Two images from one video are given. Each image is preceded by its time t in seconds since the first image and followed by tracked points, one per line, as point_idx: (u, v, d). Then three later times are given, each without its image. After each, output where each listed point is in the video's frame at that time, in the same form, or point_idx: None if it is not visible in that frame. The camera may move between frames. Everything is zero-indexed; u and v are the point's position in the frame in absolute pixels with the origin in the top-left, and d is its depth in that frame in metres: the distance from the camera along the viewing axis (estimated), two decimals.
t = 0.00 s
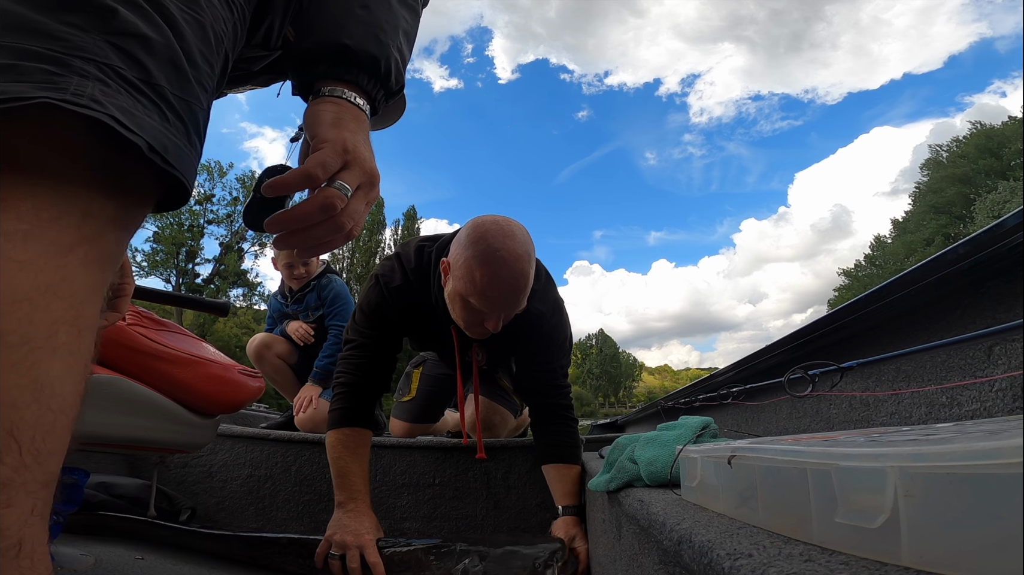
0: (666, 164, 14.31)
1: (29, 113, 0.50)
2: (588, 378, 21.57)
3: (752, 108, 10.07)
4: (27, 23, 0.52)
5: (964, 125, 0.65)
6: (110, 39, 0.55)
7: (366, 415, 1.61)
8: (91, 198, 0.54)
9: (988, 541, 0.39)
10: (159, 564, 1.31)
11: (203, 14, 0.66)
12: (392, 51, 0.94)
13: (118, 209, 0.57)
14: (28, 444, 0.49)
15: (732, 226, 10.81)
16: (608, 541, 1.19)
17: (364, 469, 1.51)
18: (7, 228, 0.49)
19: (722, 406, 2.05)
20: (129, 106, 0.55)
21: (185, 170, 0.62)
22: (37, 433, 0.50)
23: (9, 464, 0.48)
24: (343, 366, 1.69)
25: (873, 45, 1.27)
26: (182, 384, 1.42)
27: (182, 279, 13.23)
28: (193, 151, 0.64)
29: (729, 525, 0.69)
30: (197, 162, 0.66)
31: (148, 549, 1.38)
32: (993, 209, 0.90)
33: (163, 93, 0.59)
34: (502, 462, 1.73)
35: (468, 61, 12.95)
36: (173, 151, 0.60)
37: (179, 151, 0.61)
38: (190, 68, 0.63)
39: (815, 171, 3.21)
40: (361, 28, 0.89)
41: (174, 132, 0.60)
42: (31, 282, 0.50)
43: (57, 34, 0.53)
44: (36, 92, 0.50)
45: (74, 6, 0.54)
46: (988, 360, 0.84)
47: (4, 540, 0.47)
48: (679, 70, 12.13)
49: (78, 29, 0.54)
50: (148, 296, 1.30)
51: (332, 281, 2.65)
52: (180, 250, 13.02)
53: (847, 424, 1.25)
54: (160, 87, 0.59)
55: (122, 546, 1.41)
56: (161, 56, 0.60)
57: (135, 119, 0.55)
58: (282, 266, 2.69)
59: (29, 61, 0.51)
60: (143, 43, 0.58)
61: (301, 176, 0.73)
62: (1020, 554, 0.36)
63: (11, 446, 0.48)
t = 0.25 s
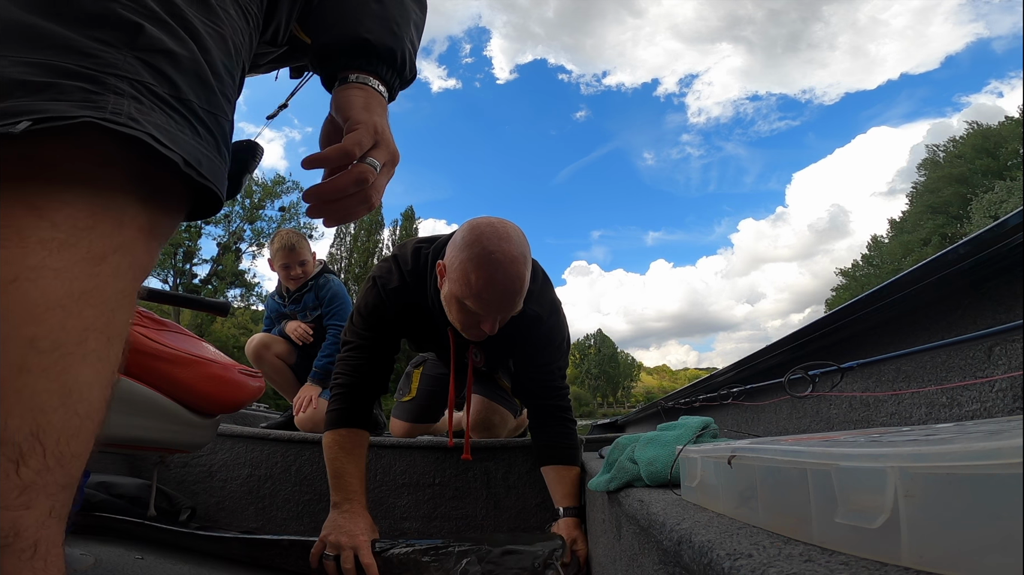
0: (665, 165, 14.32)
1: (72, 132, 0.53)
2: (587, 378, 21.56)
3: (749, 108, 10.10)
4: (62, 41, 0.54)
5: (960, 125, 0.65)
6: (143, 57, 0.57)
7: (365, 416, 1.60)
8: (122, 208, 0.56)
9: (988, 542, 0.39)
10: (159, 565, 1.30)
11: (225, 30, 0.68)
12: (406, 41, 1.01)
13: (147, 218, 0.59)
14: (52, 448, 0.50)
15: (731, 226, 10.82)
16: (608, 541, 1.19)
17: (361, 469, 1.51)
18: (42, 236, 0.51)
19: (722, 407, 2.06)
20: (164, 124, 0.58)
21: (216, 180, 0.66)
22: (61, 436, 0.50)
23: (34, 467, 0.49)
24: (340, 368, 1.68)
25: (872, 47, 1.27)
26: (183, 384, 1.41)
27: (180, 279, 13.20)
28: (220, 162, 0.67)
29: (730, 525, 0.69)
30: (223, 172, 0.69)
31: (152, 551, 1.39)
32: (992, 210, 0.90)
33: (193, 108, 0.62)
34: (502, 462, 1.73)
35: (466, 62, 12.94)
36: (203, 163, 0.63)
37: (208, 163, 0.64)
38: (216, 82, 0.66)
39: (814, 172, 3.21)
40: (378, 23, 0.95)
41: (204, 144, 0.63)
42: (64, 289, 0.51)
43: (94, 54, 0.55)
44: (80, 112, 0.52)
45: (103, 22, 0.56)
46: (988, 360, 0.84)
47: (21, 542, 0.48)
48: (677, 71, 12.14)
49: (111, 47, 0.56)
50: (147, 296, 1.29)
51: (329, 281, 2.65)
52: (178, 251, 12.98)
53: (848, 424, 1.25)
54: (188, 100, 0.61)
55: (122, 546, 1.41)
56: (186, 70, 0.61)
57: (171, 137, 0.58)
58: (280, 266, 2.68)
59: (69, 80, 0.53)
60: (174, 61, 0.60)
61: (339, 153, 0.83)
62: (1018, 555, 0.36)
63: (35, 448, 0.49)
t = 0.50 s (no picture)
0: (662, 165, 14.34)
1: (141, 166, 0.55)
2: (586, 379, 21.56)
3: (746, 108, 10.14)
4: (128, 75, 0.56)
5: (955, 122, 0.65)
6: (199, 93, 0.61)
7: (365, 414, 1.60)
8: (167, 230, 0.59)
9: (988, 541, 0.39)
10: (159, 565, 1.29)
11: (265, 61, 0.72)
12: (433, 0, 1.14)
13: (187, 238, 0.62)
14: (92, 452, 0.51)
15: (729, 225, 10.82)
16: (607, 541, 1.18)
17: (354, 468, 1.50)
18: (101, 259, 0.53)
19: (722, 406, 2.06)
20: (221, 158, 0.62)
21: (258, 204, 0.70)
22: (100, 440, 0.51)
23: (76, 468, 0.49)
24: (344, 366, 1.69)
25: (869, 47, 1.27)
26: (183, 384, 1.41)
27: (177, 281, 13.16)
28: (259, 186, 0.71)
29: (729, 525, 0.68)
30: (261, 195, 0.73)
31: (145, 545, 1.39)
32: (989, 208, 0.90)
33: (241, 140, 0.66)
34: (501, 462, 1.72)
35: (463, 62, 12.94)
36: (249, 190, 0.68)
37: (252, 188, 0.68)
38: (257, 113, 0.70)
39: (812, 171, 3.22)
40: None
41: (251, 173, 0.68)
42: (116, 306, 0.53)
43: (157, 89, 0.57)
44: (151, 147, 0.55)
45: (164, 58, 0.58)
46: (988, 360, 0.84)
47: (55, 542, 0.47)
48: (674, 71, 12.16)
49: (170, 82, 0.59)
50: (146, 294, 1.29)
51: (328, 281, 2.64)
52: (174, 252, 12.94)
53: (848, 424, 1.25)
54: (238, 133, 0.65)
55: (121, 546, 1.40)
56: (235, 105, 0.65)
57: (226, 170, 0.63)
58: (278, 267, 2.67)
59: (138, 115, 0.55)
60: (227, 96, 0.64)
61: (404, 78, 0.97)
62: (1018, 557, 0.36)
63: (78, 452, 0.49)
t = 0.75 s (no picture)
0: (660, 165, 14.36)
1: (179, 182, 0.57)
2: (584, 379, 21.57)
3: (743, 107, 10.17)
4: (169, 94, 0.58)
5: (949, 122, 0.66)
6: (230, 112, 0.63)
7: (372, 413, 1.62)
8: (184, 238, 0.58)
9: (986, 541, 0.39)
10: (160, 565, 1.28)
11: (289, 82, 0.75)
12: None
13: (203, 246, 0.61)
14: (113, 453, 0.49)
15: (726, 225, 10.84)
16: (607, 541, 1.18)
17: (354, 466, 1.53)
18: (121, 265, 0.52)
19: (722, 406, 2.06)
20: (249, 176, 0.64)
21: (281, 219, 0.71)
22: (120, 443, 0.49)
23: (96, 469, 0.47)
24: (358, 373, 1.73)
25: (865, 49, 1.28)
26: (184, 383, 1.40)
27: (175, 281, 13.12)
28: (283, 203, 0.73)
29: (728, 525, 0.68)
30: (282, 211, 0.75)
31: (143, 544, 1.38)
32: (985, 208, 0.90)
33: (267, 158, 0.68)
34: (501, 462, 1.72)
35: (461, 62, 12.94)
36: (274, 206, 0.69)
37: (277, 205, 0.70)
38: (283, 133, 0.72)
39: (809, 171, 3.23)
40: None
41: (275, 191, 0.70)
42: (137, 312, 0.51)
43: (196, 108, 0.60)
44: (189, 164, 0.57)
45: (202, 79, 0.61)
46: (988, 360, 0.84)
47: (71, 542, 0.45)
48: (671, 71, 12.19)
49: (206, 101, 0.61)
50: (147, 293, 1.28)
51: (328, 282, 2.64)
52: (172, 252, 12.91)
53: (847, 424, 1.25)
54: (263, 152, 0.67)
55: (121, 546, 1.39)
56: (263, 124, 0.68)
57: (254, 188, 0.64)
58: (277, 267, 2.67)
59: (177, 133, 0.57)
60: (256, 115, 0.66)
61: (436, 56, 1.08)
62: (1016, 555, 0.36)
63: (99, 452, 0.47)
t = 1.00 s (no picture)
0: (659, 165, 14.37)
1: (193, 191, 0.57)
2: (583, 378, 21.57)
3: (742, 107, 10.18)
4: (184, 103, 0.58)
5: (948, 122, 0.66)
6: (242, 121, 0.63)
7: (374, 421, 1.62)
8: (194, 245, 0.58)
9: (987, 538, 0.39)
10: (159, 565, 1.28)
11: (299, 91, 0.74)
12: None
13: (212, 253, 0.61)
14: (123, 453, 0.48)
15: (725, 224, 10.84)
16: (607, 541, 1.18)
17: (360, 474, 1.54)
18: (133, 269, 0.51)
19: (722, 406, 2.06)
20: (256, 185, 0.63)
21: (287, 228, 0.71)
22: (130, 443, 0.49)
23: (107, 469, 0.47)
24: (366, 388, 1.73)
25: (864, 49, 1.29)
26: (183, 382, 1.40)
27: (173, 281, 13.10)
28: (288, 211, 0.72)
29: (728, 526, 0.68)
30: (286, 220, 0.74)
31: (143, 544, 1.38)
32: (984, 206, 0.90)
33: (275, 168, 0.68)
34: (501, 462, 1.72)
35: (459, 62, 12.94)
36: (280, 215, 0.69)
37: (283, 214, 0.69)
38: (291, 142, 0.72)
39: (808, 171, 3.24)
40: None
41: (283, 201, 0.69)
42: (150, 316, 0.51)
43: (209, 116, 0.59)
44: (202, 173, 0.56)
45: (215, 89, 0.61)
46: (988, 360, 0.84)
47: (79, 541, 0.45)
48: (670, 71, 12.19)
49: (220, 110, 0.61)
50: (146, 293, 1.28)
51: (332, 282, 2.64)
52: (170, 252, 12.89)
53: (848, 424, 1.25)
54: (274, 162, 0.67)
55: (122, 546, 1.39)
56: (273, 134, 0.67)
57: (262, 197, 0.64)
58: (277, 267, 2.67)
59: (191, 141, 0.57)
60: (265, 125, 0.66)
61: (432, 46, 1.09)
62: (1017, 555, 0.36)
63: (110, 453, 0.47)
